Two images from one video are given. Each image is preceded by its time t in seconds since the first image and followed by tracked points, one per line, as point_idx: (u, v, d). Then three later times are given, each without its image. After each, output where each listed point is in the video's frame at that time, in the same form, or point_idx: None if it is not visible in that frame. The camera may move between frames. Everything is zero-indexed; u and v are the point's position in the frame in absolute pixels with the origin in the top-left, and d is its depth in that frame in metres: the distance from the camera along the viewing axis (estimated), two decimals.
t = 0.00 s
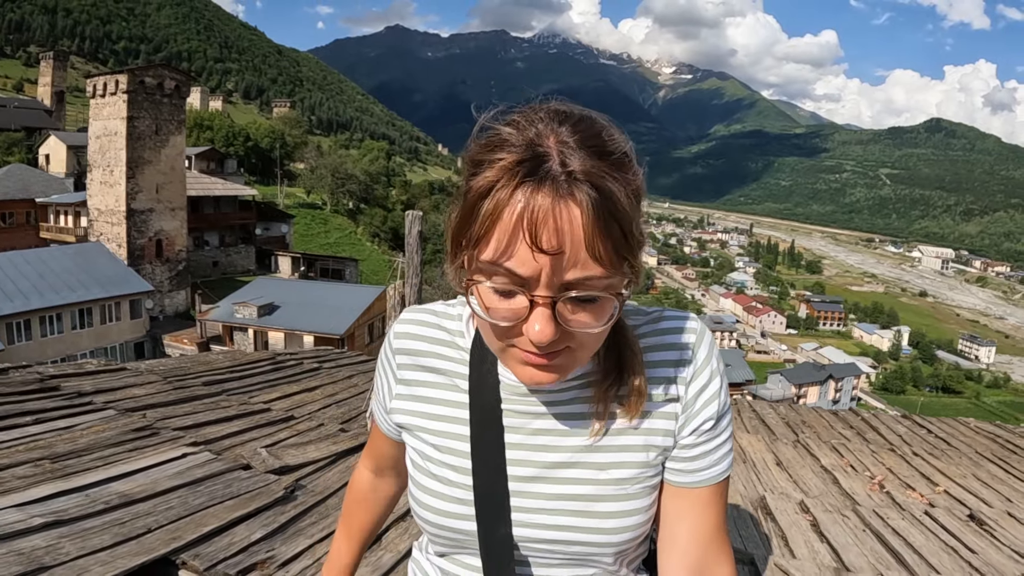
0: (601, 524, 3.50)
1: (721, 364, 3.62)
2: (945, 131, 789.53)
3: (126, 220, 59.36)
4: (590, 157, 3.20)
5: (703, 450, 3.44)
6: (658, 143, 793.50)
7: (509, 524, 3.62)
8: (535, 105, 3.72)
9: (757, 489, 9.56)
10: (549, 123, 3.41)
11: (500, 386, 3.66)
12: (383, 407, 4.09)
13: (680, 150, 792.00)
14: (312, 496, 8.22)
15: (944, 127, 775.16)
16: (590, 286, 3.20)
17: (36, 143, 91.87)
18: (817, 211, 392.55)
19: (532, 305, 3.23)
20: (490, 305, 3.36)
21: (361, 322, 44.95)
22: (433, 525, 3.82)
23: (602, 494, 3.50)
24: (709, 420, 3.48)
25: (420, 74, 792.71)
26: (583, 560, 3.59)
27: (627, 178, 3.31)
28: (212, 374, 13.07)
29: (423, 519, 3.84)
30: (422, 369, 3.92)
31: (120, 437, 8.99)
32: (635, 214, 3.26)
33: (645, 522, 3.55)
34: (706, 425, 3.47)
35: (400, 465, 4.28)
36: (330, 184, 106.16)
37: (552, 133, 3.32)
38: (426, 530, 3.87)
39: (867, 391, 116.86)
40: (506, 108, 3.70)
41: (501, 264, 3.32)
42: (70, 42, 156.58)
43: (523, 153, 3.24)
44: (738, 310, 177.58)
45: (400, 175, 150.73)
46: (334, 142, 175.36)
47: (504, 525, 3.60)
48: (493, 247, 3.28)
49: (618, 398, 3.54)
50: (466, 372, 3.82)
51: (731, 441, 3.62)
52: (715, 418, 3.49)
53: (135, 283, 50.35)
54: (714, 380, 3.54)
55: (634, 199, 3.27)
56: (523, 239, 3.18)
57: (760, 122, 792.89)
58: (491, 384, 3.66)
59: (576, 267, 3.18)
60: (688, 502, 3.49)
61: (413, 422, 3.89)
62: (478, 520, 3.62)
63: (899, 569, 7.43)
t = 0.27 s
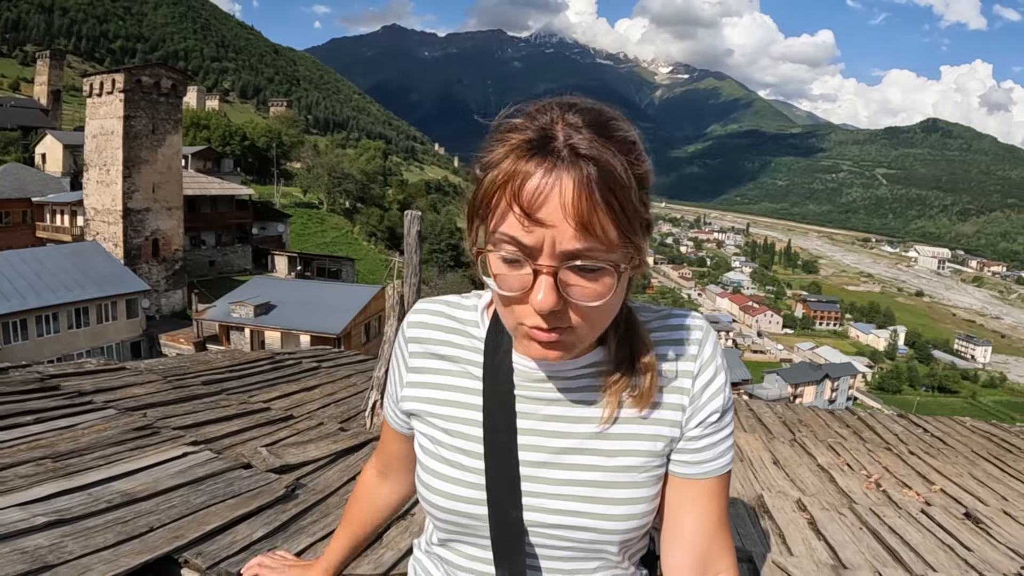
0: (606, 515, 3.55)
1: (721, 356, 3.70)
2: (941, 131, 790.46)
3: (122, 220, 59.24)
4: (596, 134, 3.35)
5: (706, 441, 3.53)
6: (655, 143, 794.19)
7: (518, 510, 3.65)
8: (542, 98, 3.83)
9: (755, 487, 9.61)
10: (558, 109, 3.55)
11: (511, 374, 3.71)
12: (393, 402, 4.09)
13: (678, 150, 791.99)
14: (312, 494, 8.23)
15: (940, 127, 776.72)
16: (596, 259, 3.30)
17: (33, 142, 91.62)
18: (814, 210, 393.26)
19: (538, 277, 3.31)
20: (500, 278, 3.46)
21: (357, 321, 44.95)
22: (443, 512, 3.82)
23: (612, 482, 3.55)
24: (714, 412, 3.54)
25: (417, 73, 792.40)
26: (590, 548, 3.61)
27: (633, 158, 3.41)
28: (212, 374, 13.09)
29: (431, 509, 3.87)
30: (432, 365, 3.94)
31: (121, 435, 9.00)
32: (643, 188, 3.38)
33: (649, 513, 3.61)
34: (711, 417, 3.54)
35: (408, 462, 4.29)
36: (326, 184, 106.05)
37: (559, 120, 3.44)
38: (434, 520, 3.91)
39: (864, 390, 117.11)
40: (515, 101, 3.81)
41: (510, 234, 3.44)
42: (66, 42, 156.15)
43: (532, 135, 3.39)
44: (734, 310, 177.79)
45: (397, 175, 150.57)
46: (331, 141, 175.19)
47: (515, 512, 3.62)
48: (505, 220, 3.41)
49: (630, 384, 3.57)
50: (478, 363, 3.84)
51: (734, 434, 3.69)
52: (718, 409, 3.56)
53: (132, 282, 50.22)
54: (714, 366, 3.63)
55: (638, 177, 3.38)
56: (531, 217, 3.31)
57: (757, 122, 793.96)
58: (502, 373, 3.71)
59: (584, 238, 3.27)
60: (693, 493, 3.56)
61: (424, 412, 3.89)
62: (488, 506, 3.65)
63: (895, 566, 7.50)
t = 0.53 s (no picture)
0: (608, 518, 3.55)
1: (722, 359, 3.73)
2: (937, 130, 791.69)
3: (118, 219, 59.05)
4: (593, 119, 3.50)
5: (710, 443, 3.54)
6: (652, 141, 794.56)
7: (523, 512, 3.63)
8: (542, 100, 3.94)
9: (753, 488, 9.63)
10: (558, 100, 3.70)
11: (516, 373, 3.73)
12: (395, 404, 4.09)
13: (674, 149, 792.39)
14: (310, 497, 8.23)
15: (936, 126, 778.68)
16: (598, 243, 3.40)
17: (28, 141, 91.31)
18: (810, 209, 393.92)
19: (543, 257, 3.41)
20: (504, 262, 3.55)
21: (354, 321, 44.91)
22: (444, 517, 3.82)
23: (617, 484, 3.55)
24: (715, 415, 3.58)
25: (414, 72, 791.47)
26: (593, 550, 3.63)
27: (633, 147, 3.52)
28: (209, 375, 13.06)
29: (433, 513, 3.87)
30: (436, 368, 3.93)
31: (118, 438, 8.98)
32: (641, 168, 3.47)
33: (651, 517, 3.63)
34: (714, 419, 3.56)
35: (411, 468, 4.27)
36: (323, 183, 105.85)
37: (562, 115, 3.56)
38: (436, 524, 3.90)
39: (860, 389, 117.47)
40: (520, 99, 3.93)
41: (512, 213, 3.55)
42: (62, 40, 155.50)
43: (536, 127, 3.55)
44: (731, 308, 178.03)
45: (393, 174, 150.34)
46: (327, 140, 174.92)
47: (519, 512, 3.61)
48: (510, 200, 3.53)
49: (635, 382, 3.60)
50: (481, 363, 3.84)
51: (736, 438, 3.71)
52: (721, 412, 3.58)
53: (128, 282, 50.07)
54: (713, 362, 3.68)
55: (636, 159, 3.50)
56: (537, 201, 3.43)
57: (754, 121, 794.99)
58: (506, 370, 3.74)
59: (588, 220, 3.37)
60: (695, 494, 3.59)
61: (425, 414, 3.89)
62: (493, 508, 3.64)
63: (893, 568, 7.53)
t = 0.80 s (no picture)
0: (605, 514, 3.55)
1: (721, 359, 3.72)
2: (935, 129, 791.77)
3: (115, 219, 58.92)
4: (583, 109, 3.56)
5: (707, 438, 3.56)
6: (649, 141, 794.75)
7: (523, 507, 3.62)
8: (539, 90, 3.99)
9: (751, 486, 9.65)
10: (547, 94, 3.73)
11: (515, 366, 3.72)
12: (390, 400, 4.09)
13: (671, 148, 792.48)
14: (308, 494, 8.26)
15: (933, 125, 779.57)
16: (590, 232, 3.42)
17: (25, 142, 91.15)
18: (807, 208, 394.35)
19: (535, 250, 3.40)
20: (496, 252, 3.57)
21: (351, 320, 44.89)
22: (441, 513, 3.82)
23: (611, 479, 3.55)
24: (710, 411, 3.60)
25: (411, 72, 791.22)
26: (589, 545, 3.62)
27: (625, 138, 3.53)
28: (205, 374, 13.04)
29: (433, 509, 3.84)
30: (432, 362, 3.92)
31: (115, 438, 8.95)
32: (629, 154, 3.53)
33: (650, 511, 3.63)
34: (710, 415, 3.57)
35: (408, 468, 4.26)
36: (319, 183, 105.68)
37: (558, 105, 3.62)
38: (435, 521, 3.91)
39: (857, 387, 117.63)
40: (514, 94, 4.01)
41: (500, 203, 3.57)
42: (58, 40, 155.23)
43: (527, 120, 3.60)
44: (728, 308, 178.29)
45: (390, 173, 150.18)
46: (324, 140, 174.79)
47: (518, 508, 3.62)
48: (498, 195, 3.60)
49: (635, 383, 3.58)
50: (478, 361, 3.86)
51: (732, 433, 3.73)
52: (718, 406, 3.60)
53: (125, 282, 49.98)
54: (711, 356, 3.69)
55: (625, 148, 3.52)
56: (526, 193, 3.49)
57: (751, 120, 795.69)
58: (506, 363, 3.72)
59: (576, 217, 3.42)
60: (695, 489, 3.59)
61: (422, 406, 3.90)
62: (492, 503, 3.64)
63: (891, 565, 7.55)
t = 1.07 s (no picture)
0: (599, 513, 3.57)
1: (714, 361, 3.74)
2: (932, 129, 792.71)
3: (112, 220, 58.80)
4: (576, 109, 3.56)
5: (700, 437, 3.56)
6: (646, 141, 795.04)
7: (519, 506, 3.63)
8: (535, 92, 4.02)
9: (748, 485, 9.68)
10: (538, 96, 3.75)
11: (508, 368, 3.76)
12: (387, 399, 4.10)
13: (669, 148, 792.66)
14: (306, 495, 8.26)
15: (930, 124, 780.82)
16: (583, 234, 3.43)
17: (22, 142, 90.94)
18: (804, 208, 394.74)
19: (529, 252, 3.42)
20: (490, 255, 3.59)
21: (348, 320, 44.88)
22: (437, 515, 3.83)
23: (607, 477, 3.56)
24: (704, 410, 3.60)
25: (409, 72, 790.87)
26: (584, 545, 3.65)
27: (618, 138, 3.54)
28: (203, 375, 13.04)
29: (430, 508, 3.85)
30: (427, 363, 3.95)
31: (113, 438, 8.96)
32: (621, 157, 3.55)
33: (644, 511, 3.65)
34: (702, 414, 3.59)
35: (404, 471, 4.27)
36: (317, 183, 105.51)
37: (551, 108, 3.63)
38: (431, 522, 3.91)
39: (855, 387, 117.72)
40: (509, 95, 4.01)
41: (492, 204, 3.60)
42: (55, 41, 154.77)
43: (519, 121, 3.61)
44: (725, 307, 178.39)
45: (387, 173, 150.06)
46: (321, 140, 174.57)
47: (513, 507, 3.63)
48: (494, 195, 3.60)
49: (628, 385, 3.61)
50: (472, 364, 3.86)
51: (726, 433, 3.74)
52: (711, 406, 3.61)
53: (122, 283, 49.93)
54: (705, 359, 3.70)
55: (619, 147, 3.53)
56: (519, 200, 3.50)
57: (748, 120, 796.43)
58: (501, 365, 3.73)
59: (571, 218, 3.41)
60: (687, 490, 3.62)
61: (417, 409, 3.91)
62: (488, 506, 3.65)
63: (888, 564, 7.57)
